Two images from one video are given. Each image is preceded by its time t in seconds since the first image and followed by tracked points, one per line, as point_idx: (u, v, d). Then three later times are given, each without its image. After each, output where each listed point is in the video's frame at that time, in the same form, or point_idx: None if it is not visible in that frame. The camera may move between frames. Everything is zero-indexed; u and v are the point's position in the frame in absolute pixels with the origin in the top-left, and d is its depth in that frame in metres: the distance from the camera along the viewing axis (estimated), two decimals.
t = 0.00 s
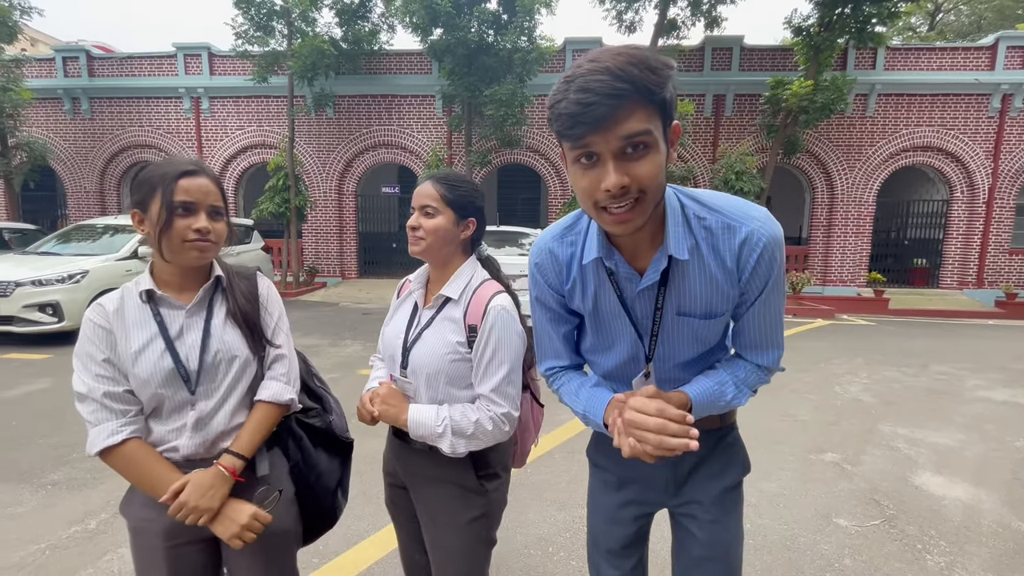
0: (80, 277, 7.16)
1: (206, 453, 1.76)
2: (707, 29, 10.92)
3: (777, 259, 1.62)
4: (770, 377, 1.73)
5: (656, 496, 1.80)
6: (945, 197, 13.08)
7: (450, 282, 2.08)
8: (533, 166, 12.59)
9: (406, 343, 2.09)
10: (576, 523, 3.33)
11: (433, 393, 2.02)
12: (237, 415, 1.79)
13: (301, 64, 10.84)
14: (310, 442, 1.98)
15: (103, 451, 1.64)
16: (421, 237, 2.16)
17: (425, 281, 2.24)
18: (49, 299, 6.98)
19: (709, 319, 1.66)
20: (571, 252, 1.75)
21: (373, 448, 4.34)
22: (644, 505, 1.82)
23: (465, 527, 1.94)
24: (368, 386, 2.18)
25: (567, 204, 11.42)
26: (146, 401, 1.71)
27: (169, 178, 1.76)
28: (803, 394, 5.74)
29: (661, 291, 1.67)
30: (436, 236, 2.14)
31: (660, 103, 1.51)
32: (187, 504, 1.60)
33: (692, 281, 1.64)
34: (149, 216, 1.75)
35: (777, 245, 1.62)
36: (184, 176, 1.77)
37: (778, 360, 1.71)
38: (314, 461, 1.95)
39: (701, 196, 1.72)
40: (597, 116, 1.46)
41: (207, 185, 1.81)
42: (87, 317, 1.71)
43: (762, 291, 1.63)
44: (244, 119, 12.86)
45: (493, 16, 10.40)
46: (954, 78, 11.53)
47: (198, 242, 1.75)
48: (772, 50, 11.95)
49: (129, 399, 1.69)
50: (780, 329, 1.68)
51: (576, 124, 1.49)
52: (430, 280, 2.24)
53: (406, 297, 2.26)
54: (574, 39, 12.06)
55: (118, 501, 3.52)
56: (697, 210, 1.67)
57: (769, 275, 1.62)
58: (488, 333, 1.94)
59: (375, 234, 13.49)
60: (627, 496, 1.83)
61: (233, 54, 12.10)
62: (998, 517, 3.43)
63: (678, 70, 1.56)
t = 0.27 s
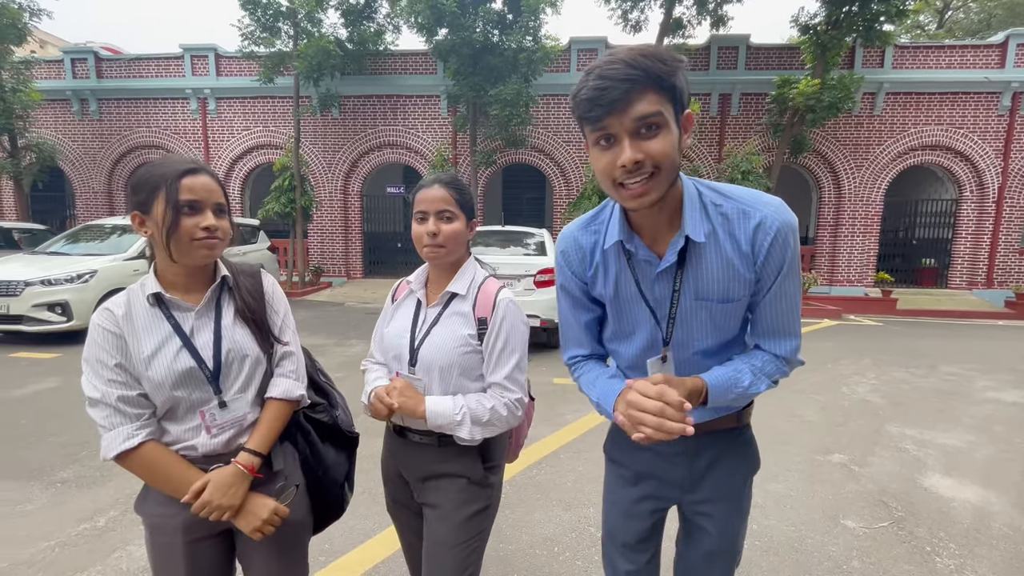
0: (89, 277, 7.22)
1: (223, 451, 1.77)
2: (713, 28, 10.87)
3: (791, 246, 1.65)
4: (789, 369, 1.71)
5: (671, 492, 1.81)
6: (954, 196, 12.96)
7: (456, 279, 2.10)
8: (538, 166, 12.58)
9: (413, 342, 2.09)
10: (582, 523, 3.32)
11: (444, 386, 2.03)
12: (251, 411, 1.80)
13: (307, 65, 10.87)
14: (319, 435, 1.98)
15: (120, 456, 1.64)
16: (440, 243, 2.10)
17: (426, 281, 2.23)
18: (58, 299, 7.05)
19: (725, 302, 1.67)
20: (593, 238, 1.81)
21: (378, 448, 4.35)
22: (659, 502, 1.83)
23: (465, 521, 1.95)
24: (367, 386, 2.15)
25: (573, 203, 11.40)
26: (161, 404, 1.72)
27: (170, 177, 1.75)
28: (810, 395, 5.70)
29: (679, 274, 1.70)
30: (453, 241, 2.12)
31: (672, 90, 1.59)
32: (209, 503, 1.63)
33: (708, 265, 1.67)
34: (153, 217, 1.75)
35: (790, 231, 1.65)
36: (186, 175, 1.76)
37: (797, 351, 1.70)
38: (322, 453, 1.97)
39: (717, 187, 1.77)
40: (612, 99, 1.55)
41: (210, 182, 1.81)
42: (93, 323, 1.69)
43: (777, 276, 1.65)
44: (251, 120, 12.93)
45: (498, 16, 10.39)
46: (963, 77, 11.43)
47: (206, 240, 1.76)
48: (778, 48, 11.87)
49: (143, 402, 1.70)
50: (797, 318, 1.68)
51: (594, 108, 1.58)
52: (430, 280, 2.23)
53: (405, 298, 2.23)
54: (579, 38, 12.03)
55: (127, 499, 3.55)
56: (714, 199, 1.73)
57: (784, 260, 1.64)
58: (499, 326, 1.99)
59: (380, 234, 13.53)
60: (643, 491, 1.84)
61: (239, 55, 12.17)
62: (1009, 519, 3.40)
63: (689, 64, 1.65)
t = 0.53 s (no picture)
0: (95, 277, 7.28)
1: (239, 449, 1.79)
2: (717, 27, 10.83)
3: (819, 249, 1.76)
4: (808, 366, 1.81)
5: (692, 482, 1.87)
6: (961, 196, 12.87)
7: (471, 280, 2.12)
8: (542, 166, 12.58)
9: (436, 344, 2.07)
10: (586, 523, 3.32)
11: (472, 386, 2.04)
12: (264, 413, 1.81)
13: (311, 65, 10.89)
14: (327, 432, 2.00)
15: (139, 461, 1.66)
16: (454, 241, 2.10)
17: (433, 283, 2.19)
18: (65, 298, 7.10)
19: (753, 295, 1.76)
20: (631, 225, 1.89)
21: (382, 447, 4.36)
22: (681, 493, 1.89)
23: (486, 516, 1.99)
24: (379, 394, 2.07)
25: (576, 203, 11.39)
26: (177, 408, 1.73)
27: (171, 182, 1.73)
28: (815, 396, 5.68)
29: (711, 265, 1.79)
30: (466, 241, 2.13)
31: (729, 96, 1.70)
32: (230, 502, 1.66)
33: (738, 258, 1.76)
34: (158, 226, 1.74)
35: (819, 235, 1.76)
36: (185, 178, 1.75)
37: (816, 349, 1.80)
38: (333, 451, 1.98)
39: (753, 188, 1.88)
40: (673, 98, 1.65)
41: (211, 183, 1.79)
42: (107, 331, 1.70)
43: (804, 276, 1.75)
44: (255, 120, 12.98)
45: (502, 16, 10.37)
46: (970, 75, 11.35)
47: (217, 242, 1.76)
48: (784, 47, 11.81)
49: (159, 408, 1.72)
50: (818, 318, 1.79)
51: (655, 104, 1.67)
52: (437, 283, 2.19)
53: (412, 300, 2.17)
54: (583, 38, 12.02)
55: (134, 497, 3.57)
56: (750, 198, 1.82)
57: (811, 261, 1.75)
58: (520, 323, 2.08)
59: (384, 234, 13.56)
60: (664, 481, 1.90)
61: (244, 56, 12.21)
62: (1016, 521, 3.37)
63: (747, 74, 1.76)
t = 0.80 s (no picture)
0: (99, 276, 7.32)
1: (276, 446, 1.83)
2: (720, 26, 10.80)
3: (834, 243, 1.76)
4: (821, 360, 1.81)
5: (701, 474, 1.88)
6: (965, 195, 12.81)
7: (483, 278, 2.13)
8: (544, 165, 12.58)
9: (453, 345, 2.06)
10: (588, 522, 3.32)
11: (492, 383, 2.06)
12: (298, 408, 1.86)
13: (314, 64, 10.92)
14: (352, 428, 2.08)
15: (182, 461, 1.65)
16: (465, 239, 2.09)
17: (442, 282, 2.16)
18: (69, 297, 7.13)
19: (766, 287, 1.76)
20: (648, 215, 1.89)
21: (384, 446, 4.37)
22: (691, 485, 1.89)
23: (502, 508, 2.00)
24: (395, 398, 2.03)
25: (578, 203, 11.38)
26: (216, 407, 1.75)
27: (208, 186, 1.74)
28: (818, 395, 5.66)
29: (726, 257, 1.79)
30: (476, 239, 2.13)
31: (752, 93, 1.72)
32: (275, 495, 1.70)
33: (753, 250, 1.76)
34: (195, 229, 1.75)
35: (834, 229, 1.76)
36: (222, 182, 1.76)
37: (829, 344, 1.80)
38: (358, 447, 2.04)
39: (770, 183, 1.88)
40: (702, 90, 1.66)
41: (245, 187, 1.82)
42: (146, 331, 1.69)
43: (818, 270, 1.75)
44: (258, 120, 13.02)
45: (504, 15, 10.36)
46: (975, 74, 11.29)
47: (253, 245, 1.79)
48: (787, 46, 11.77)
49: (200, 407, 1.72)
50: (834, 312, 1.79)
51: (684, 95, 1.69)
52: (448, 283, 2.17)
53: (421, 301, 2.13)
54: (585, 37, 12.01)
55: (137, 494, 3.59)
56: (766, 191, 1.82)
57: (825, 255, 1.75)
58: (533, 319, 2.11)
59: (386, 233, 13.58)
60: (673, 472, 1.91)
61: (247, 56, 12.24)
62: (1020, 522, 3.36)
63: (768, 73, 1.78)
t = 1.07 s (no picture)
0: (98, 275, 7.31)
1: (320, 444, 1.83)
2: (720, 26, 10.81)
3: (841, 243, 1.76)
4: (826, 360, 1.82)
5: (703, 473, 1.88)
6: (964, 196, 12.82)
7: (491, 278, 2.13)
8: (544, 165, 12.58)
9: (462, 345, 2.06)
10: (588, 521, 3.32)
11: (501, 384, 2.06)
12: (338, 405, 1.87)
13: (313, 64, 10.92)
14: (386, 425, 2.12)
15: (232, 458, 1.67)
16: (475, 238, 2.09)
17: (450, 282, 2.16)
18: (68, 297, 7.12)
19: (773, 287, 1.77)
20: (655, 216, 1.90)
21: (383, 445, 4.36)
22: (694, 484, 1.89)
23: (509, 508, 2.01)
24: (404, 400, 2.02)
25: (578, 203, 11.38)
26: (262, 405, 1.76)
27: (251, 187, 1.77)
28: (818, 395, 5.66)
29: (733, 256, 1.80)
30: (486, 238, 2.12)
31: (753, 91, 1.72)
32: (322, 491, 1.70)
33: (760, 250, 1.77)
34: (238, 229, 1.77)
35: (842, 229, 1.76)
36: (265, 184, 1.80)
37: (835, 343, 1.81)
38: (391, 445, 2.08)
39: (777, 182, 1.88)
40: (701, 91, 1.67)
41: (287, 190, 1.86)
42: (188, 332, 1.71)
43: (825, 269, 1.76)
44: (257, 120, 13.01)
45: (504, 15, 10.35)
46: (974, 74, 11.31)
47: (293, 246, 1.83)
48: (786, 46, 11.79)
49: (246, 405, 1.73)
50: (840, 310, 1.79)
51: (684, 96, 1.69)
52: (455, 282, 2.17)
53: (429, 301, 2.13)
54: (585, 37, 12.02)
55: (137, 494, 3.59)
56: (773, 191, 1.83)
57: (832, 255, 1.75)
58: (541, 320, 2.12)
59: (385, 233, 13.59)
60: (675, 471, 1.91)
61: (246, 56, 12.23)
62: (1020, 521, 3.36)
63: (769, 71, 1.78)
